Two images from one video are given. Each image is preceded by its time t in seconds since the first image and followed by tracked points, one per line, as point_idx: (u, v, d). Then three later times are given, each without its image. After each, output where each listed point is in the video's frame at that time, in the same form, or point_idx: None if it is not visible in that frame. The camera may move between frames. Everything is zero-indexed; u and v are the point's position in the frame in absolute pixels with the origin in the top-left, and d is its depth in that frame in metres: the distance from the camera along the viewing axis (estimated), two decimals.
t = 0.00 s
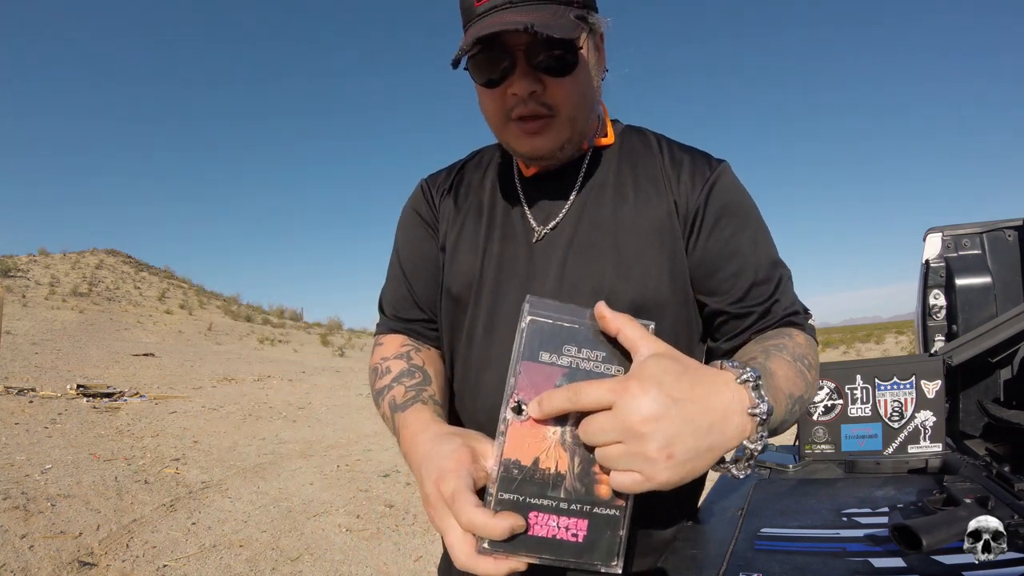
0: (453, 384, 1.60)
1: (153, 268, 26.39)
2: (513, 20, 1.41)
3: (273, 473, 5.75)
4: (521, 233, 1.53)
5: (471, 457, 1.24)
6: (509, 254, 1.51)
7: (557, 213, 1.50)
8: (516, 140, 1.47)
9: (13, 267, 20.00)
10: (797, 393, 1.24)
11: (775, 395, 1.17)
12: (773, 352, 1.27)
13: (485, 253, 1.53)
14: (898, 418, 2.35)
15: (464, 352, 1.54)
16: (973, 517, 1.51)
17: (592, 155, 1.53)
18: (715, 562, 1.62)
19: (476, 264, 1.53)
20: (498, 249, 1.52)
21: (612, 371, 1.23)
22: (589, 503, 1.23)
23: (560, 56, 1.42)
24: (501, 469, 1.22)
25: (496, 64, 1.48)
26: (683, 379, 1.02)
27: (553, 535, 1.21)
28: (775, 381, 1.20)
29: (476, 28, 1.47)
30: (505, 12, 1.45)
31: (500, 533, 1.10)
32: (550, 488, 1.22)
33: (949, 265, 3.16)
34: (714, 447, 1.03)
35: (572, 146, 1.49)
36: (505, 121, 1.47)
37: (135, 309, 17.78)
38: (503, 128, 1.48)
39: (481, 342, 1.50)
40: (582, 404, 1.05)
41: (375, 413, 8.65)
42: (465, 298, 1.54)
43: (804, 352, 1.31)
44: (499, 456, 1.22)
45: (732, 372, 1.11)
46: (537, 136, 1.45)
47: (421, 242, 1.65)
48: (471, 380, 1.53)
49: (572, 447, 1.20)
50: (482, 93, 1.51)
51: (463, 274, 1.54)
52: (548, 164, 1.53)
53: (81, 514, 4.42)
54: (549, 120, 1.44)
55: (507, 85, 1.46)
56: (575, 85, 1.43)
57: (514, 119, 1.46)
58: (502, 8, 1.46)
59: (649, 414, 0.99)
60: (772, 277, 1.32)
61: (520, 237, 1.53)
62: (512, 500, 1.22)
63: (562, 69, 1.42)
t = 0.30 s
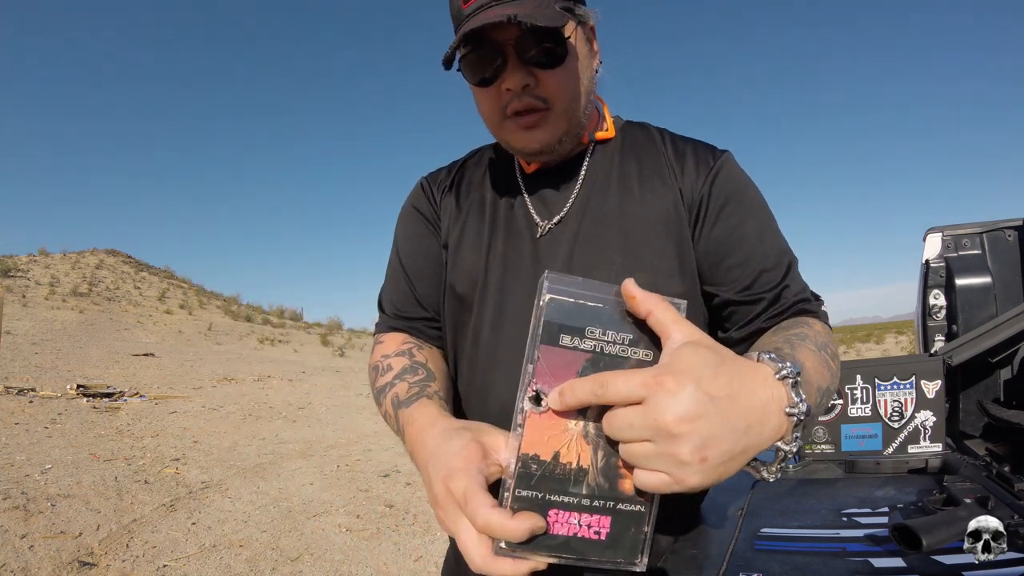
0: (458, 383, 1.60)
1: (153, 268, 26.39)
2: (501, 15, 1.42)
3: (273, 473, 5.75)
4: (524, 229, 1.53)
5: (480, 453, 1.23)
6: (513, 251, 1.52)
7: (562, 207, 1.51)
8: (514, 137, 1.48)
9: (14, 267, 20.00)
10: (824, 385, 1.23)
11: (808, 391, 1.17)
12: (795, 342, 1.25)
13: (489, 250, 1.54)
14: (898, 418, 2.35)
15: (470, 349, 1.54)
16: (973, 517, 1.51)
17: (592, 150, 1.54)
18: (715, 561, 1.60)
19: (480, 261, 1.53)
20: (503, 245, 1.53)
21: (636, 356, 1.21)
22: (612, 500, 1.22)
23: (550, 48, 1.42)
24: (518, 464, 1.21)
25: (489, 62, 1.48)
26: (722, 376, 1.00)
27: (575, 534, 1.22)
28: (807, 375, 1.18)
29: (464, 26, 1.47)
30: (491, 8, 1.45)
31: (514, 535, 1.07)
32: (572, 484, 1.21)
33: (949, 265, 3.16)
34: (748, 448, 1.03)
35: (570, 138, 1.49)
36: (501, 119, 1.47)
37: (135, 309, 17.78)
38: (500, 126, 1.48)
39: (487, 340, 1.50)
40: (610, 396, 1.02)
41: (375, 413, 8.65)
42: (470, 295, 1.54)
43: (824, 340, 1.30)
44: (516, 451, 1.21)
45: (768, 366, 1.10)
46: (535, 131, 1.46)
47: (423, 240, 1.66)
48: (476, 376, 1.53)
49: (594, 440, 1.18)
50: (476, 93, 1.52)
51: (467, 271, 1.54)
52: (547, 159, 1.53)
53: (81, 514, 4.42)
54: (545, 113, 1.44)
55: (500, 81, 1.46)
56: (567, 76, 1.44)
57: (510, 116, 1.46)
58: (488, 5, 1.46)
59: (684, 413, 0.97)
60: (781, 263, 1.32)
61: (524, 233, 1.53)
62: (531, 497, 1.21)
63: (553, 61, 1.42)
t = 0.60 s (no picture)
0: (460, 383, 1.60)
1: (153, 268, 26.39)
2: (499, 12, 1.41)
3: (273, 473, 5.74)
4: (527, 229, 1.53)
5: (491, 458, 1.24)
6: (516, 251, 1.52)
7: (565, 207, 1.51)
8: (517, 136, 1.48)
9: (13, 267, 20.01)
10: (840, 383, 1.23)
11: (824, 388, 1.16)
12: (805, 338, 1.25)
13: (491, 250, 1.54)
14: (898, 418, 2.35)
15: (472, 349, 1.54)
16: (973, 517, 1.51)
17: (595, 148, 1.55)
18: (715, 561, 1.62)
19: (483, 261, 1.53)
20: (505, 246, 1.53)
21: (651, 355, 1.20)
22: (629, 506, 1.21)
23: (550, 45, 1.42)
24: (532, 470, 1.20)
25: (488, 61, 1.48)
26: (744, 378, 1.00)
27: (592, 542, 1.20)
28: (823, 375, 1.18)
29: (462, 25, 1.47)
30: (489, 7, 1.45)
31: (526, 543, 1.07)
32: (587, 490, 1.21)
33: (949, 265, 3.16)
34: (769, 452, 1.03)
35: (573, 135, 1.49)
36: (503, 118, 1.48)
37: (135, 309, 17.78)
38: (502, 125, 1.48)
39: (489, 340, 1.50)
40: (631, 400, 1.01)
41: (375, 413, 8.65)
42: (472, 295, 1.55)
43: (834, 336, 1.30)
44: (529, 456, 1.21)
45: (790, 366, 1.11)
46: (537, 129, 1.46)
47: (423, 240, 1.66)
48: (479, 376, 1.53)
49: (610, 444, 1.18)
50: (477, 93, 1.52)
51: (470, 271, 1.54)
52: (551, 157, 1.53)
53: (81, 514, 4.42)
54: (548, 111, 1.44)
55: (500, 80, 1.46)
56: (568, 73, 1.44)
57: (512, 115, 1.47)
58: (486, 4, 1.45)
59: (706, 419, 0.97)
60: (786, 259, 1.32)
61: (526, 233, 1.53)
62: (544, 504, 1.20)
63: (553, 58, 1.42)
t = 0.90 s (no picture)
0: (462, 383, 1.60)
1: (153, 268, 26.40)
2: (499, 12, 1.41)
3: (272, 473, 5.74)
4: (529, 230, 1.53)
5: (493, 456, 1.23)
6: (518, 250, 1.52)
7: (568, 207, 1.51)
8: (519, 135, 1.48)
9: (13, 267, 20.02)
10: (838, 377, 1.22)
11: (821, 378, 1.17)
12: (807, 337, 1.25)
13: (493, 249, 1.54)
14: (898, 418, 2.36)
15: (475, 348, 1.54)
16: (973, 516, 1.51)
17: (597, 148, 1.55)
18: (716, 562, 1.62)
19: (485, 260, 1.53)
20: (508, 245, 1.53)
21: (649, 353, 1.21)
22: (628, 501, 1.21)
23: (552, 44, 1.42)
24: (532, 466, 1.21)
25: (489, 62, 1.49)
26: (738, 366, 1.01)
27: (592, 537, 1.20)
28: (819, 367, 1.18)
29: (463, 25, 1.47)
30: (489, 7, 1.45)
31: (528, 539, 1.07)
32: (588, 485, 1.21)
33: (949, 266, 3.16)
34: (766, 440, 1.03)
35: (574, 135, 1.49)
36: (504, 118, 1.48)
37: (135, 310, 17.77)
38: (504, 126, 1.48)
39: (491, 339, 1.50)
40: (626, 390, 1.01)
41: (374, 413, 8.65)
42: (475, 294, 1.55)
43: (835, 335, 1.30)
44: (529, 452, 1.21)
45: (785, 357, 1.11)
46: (539, 128, 1.46)
47: (425, 240, 1.66)
48: (481, 377, 1.52)
49: (610, 439, 1.19)
50: (479, 93, 1.52)
51: (472, 271, 1.54)
52: (553, 156, 1.54)
53: (81, 514, 4.43)
54: (549, 110, 1.44)
55: (502, 80, 1.46)
56: (570, 72, 1.44)
57: (514, 115, 1.47)
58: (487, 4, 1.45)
59: (701, 406, 0.97)
60: (788, 260, 1.32)
61: (528, 234, 1.53)
62: (545, 499, 1.21)
63: (554, 57, 1.42)
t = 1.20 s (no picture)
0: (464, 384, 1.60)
1: (153, 268, 26.40)
2: (497, 15, 1.41)
3: (272, 473, 5.74)
4: (530, 232, 1.53)
5: (494, 452, 1.23)
6: (519, 252, 1.52)
7: (568, 209, 1.51)
8: (518, 138, 1.48)
9: (13, 267, 20.02)
10: (833, 378, 1.22)
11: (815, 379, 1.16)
12: (805, 338, 1.25)
13: (495, 251, 1.54)
14: (898, 418, 2.36)
15: (476, 349, 1.54)
16: (973, 517, 1.51)
17: (597, 151, 1.55)
18: (716, 562, 1.62)
19: (487, 261, 1.53)
20: (509, 247, 1.53)
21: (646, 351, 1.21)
22: (626, 497, 1.21)
23: (550, 47, 1.42)
24: (531, 461, 1.21)
25: (488, 65, 1.49)
26: (727, 364, 1.00)
27: (590, 532, 1.20)
28: (813, 367, 1.18)
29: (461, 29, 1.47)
30: (487, 11, 1.45)
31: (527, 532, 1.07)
32: (586, 480, 1.21)
33: (949, 266, 3.16)
34: (755, 439, 1.03)
35: (573, 137, 1.49)
36: (503, 121, 1.48)
37: (135, 309, 17.78)
38: (504, 128, 1.48)
39: (492, 341, 1.50)
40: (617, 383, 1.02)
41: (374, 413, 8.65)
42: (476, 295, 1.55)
43: (833, 336, 1.31)
44: (529, 448, 1.22)
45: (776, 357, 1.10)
46: (538, 131, 1.46)
47: (427, 241, 1.66)
48: (481, 378, 1.52)
49: (607, 435, 1.19)
50: (478, 96, 1.53)
51: (473, 272, 1.55)
52: (552, 158, 1.54)
53: (81, 514, 4.43)
54: (547, 113, 1.44)
55: (500, 83, 1.46)
56: (568, 75, 1.44)
57: (513, 118, 1.47)
58: (485, 8, 1.45)
59: (688, 402, 0.97)
60: (787, 262, 1.32)
61: (529, 236, 1.53)
62: (543, 493, 1.21)
63: (552, 59, 1.42)
